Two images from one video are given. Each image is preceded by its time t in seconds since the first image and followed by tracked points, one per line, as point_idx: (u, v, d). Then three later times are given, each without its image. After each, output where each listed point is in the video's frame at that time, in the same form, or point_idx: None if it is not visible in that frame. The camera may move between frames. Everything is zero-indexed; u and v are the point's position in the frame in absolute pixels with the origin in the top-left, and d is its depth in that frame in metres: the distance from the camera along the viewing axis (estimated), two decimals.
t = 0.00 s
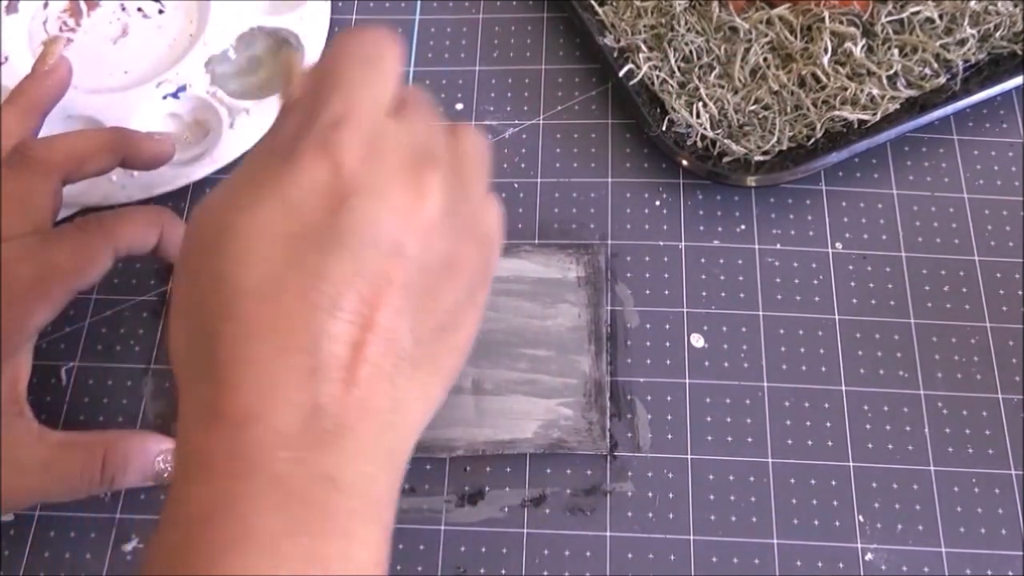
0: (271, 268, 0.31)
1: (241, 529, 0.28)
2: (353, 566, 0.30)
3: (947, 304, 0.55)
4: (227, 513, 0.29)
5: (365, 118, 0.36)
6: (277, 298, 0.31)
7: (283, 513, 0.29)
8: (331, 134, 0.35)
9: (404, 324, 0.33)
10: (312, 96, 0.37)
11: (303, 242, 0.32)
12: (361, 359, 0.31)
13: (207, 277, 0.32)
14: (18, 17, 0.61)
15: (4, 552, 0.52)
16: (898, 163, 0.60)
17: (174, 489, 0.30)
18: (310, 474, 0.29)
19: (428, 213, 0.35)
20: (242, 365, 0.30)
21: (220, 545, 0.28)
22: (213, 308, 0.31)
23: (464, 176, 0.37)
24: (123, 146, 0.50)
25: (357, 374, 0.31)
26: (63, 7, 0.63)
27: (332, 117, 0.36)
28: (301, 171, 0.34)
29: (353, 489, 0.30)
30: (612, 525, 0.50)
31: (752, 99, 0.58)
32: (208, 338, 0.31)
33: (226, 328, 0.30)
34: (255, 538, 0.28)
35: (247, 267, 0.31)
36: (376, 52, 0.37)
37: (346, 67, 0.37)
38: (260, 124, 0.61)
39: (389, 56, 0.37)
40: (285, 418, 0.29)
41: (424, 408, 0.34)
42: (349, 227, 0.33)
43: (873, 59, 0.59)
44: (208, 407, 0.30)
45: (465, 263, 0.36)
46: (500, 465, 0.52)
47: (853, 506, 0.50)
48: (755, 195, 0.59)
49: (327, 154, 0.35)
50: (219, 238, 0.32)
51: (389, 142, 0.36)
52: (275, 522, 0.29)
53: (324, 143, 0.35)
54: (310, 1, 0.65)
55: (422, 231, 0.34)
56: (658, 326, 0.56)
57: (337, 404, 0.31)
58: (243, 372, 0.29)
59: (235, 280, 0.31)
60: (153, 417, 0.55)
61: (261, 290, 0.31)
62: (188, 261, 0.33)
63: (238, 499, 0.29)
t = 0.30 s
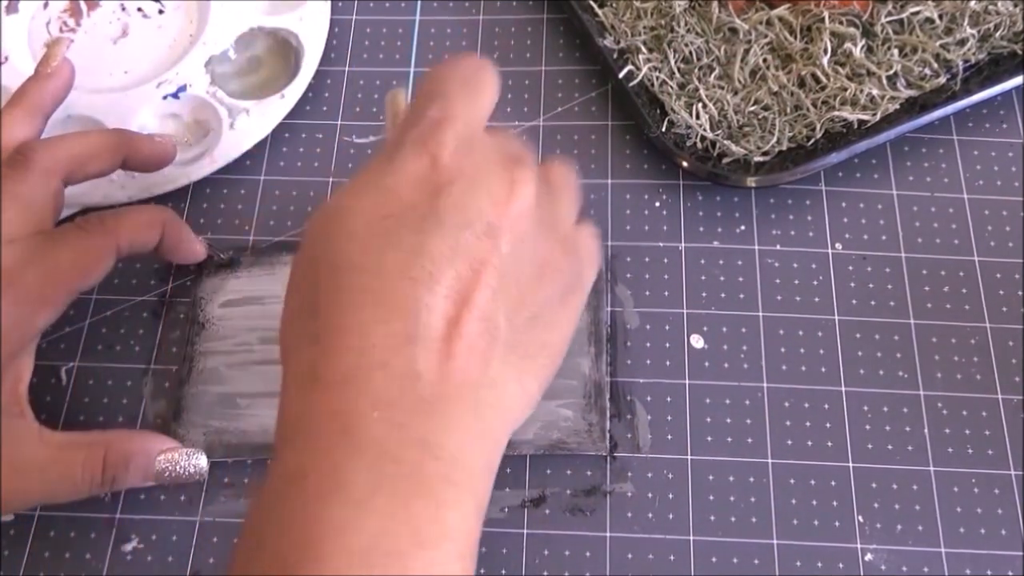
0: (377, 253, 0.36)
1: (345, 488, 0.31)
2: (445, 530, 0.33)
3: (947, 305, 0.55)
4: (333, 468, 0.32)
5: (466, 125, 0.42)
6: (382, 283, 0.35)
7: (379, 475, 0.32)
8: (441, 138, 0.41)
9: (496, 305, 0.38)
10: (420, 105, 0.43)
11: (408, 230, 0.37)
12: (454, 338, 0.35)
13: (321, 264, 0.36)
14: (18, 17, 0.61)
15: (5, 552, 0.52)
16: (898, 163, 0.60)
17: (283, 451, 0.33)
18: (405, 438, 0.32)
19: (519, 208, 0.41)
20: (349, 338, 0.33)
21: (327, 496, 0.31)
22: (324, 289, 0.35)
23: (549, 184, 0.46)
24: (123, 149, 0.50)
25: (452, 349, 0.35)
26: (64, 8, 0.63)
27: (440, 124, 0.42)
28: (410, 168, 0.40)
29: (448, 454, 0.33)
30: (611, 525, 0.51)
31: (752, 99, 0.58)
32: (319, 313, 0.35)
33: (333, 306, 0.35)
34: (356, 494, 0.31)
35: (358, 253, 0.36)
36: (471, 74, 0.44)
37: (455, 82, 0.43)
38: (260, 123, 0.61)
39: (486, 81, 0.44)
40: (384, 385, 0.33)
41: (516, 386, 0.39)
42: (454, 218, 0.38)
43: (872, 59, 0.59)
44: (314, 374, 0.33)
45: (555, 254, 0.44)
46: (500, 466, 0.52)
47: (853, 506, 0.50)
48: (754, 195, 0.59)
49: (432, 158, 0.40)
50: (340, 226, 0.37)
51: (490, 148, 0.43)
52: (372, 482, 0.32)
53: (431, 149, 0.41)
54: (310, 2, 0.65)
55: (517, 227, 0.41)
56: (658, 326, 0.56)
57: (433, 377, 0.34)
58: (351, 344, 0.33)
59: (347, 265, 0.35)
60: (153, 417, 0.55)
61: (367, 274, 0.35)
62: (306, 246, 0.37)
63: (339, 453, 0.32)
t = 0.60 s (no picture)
0: (466, 260, 0.34)
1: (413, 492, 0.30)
2: (507, 546, 0.31)
3: (948, 304, 0.55)
4: (402, 475, 0.30)
5: (560, 136, 0.40)
6: (467, 288, 0.33)
7: (450, 484, 0.30)
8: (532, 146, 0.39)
9: (579, 326, 0.36)
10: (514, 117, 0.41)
11: (497, 237, 0.35)
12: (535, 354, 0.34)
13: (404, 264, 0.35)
14: (18, 17, 0.61)
15: (5, 552, 0.52)
16: (898, 163, 0.60)
17: (349, 442, 0.32)
18: (479, 447, 0.31)
19: (615, 224, 0.38)
20: (428, 345, 0.32)
21: (389, 504, 0.30)
22: (406, 291, 0.34)
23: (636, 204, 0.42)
24: (127, 149, 0.50)
25: (532, 365, 0.33)
26: (64, 7, 0.63)
27: (533, 133, 0.40)
28: (499, 175, 0.38)
29: (515, 473, 0.32)
30: (611, 525, 0.51)
31: (752, 99, 0.58)
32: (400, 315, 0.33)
33: (413, 311, 0.33)
34: (426, 504, 0.30)
35: (443, 257, 0.34)
36: (570, 90, 0.41)
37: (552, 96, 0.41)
38: (260, 124, 0.61)
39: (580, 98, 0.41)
40: (463, 393, 0.31)
41: (589, 410, 0.37)
42: (540, 230, 0.36)
43: (872, 59, 0.59)
44: (389, 374, 0.32)
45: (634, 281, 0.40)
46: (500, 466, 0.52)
47: (853, 506, 0.50)
48: (754, 195, 0.59)
49: (523, 164, 0.38)
50: (424, 225, 0.36)
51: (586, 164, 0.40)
52: (442, 493, 0.30)
53: (522, 156, 0.39)
54: (309, 2, 0.65)
55: (606, 245, 0.38)
56: (658, 327, 0.56)
57: (511, 391, 0.32)
58: (429, 352, 0.32)
59: (430, 266, 0.34)
60: (153, 417, 0.55)
61: (448, 280, 0.34)
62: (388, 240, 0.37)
63: (412, 460, 0.30)
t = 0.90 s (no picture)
0: (546, 264, 0.34)
1: (469, 498, 0.29)
2: (559, 564, 0.30)
3: (947, 304, 0.55)
4: (463, 479, 0.29)
5: (657, 143, 0.39)
6: (544, 296, 0.33)
7: (507, 493, 0.30)
8: (626, 150, 0.38)
9: (649, 344, 0.35)
10: (612, 120, 0.40)
11: (577, 244, 0.35)
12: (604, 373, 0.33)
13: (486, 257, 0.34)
14: (18, 17, 0.61)
15: (4, 552, 0.52)
16: (898, 163, 0.60)
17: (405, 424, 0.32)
18: (537, 462, 0.30)
19: (696, 245, 0.37)
20: (498, 349, 0.32)
21: (448, 506, 0.29)
22: (485, 288, 0.33)
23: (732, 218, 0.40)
24: (128, 148, 0.50)
25: (596, 382, 0.33)
26: (64, 7, 0.63)
27: (631, 137, 0.39)
28: (585, 178, 0.37)
29: (573, 492, 0.31)
30: (611, 525, 0.50)
31: (752, 99, 0.58)
32: (474, 311, 0.33)
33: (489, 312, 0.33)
34: (481, 509, 0.29)
35: (520, 263, 0.34)
36: (678, 95, 0.40)
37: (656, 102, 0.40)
38: (260, 124, 0.61)
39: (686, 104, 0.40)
40: (525, 402, 0.31)
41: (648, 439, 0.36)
42: (622, 239, 0.35)
43: (873, 59, 0.59)
44: (455, 373, 0.31)
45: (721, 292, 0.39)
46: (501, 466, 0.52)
47: (853, 506, 0.50)
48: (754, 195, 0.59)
49: (612, 166, 0.37)
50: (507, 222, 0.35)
51: (680, 175, 0.39)
52: (501, 501, 0.29)
53: (612, 159, 0.38)
54: (309, 2, 0.65)
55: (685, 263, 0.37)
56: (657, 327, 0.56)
57: (572, 407, 0.32)
58: (501, 355, 0.31)
59: (511, 265, 0.34)
60: (153, 416, 0.55)
61: (527, 281, 0.33)
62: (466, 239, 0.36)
63: (470, 468, 0.30)
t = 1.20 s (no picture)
0: (551, 352, 0.30)
1: None
2: None
3: (948, 304, 0.55)
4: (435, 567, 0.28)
5: (707, 197, 0.32)
6: (546, 395, 0.29)
7: None
8: (670, 208, 0.32)
9: (663, 429, 0.32)
10: (657, 160, 0.33)
11: (596, 313, 0.31)
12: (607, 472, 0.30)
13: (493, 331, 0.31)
14: (18, 16, 0.61)
15: (4, 552, 0.52)
16: (898, 163, 0.60)
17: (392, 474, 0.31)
18: (521, 556, 0.28)
19: (734, 320, 0.32)
20: (489, 434, 0.29)
21: None
22: (480, 375, 0.30)
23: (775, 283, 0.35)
24: (127, 150, 0.50)
25: (597, 471, 0.30)
26: (64, 7, 0.63)
27: (676, 189, 0.32)
28: (613, 242, 0.32)
29: None
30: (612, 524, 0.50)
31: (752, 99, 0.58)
32: (469, 401, 0.29)
33: (491, 388, 0.29)
34: None
35: (526, 333, 0.30)
36: (738, 141, 0.33)
37: (713, 146, 0.33)
38: (261, 123, 0.61)
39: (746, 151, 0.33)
40: (513, 493, 0.28)
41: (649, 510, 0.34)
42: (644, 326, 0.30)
43: (873, 59, 0.59)
44: (445, 450, 0.29)
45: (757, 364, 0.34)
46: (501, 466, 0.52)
47: (853, 506, 0.50)
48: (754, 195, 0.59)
49: (648, 228, 0.32)
50: (516, 292, 0.31)
51: (730, 238, 0.32)
52: None
53: (648, 222, 0.32)
54: (310, 2, 0.65)
55: (716, 341, 0.32)
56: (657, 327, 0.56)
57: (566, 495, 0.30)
58: (492, 461, 0.28)
59: (517, 333, 0.30)
60: (153, 416, 0.55)
61: (532, 354, 0.30)
62: (481, 265, 0.34)
63: (446, 557, 0.28)
